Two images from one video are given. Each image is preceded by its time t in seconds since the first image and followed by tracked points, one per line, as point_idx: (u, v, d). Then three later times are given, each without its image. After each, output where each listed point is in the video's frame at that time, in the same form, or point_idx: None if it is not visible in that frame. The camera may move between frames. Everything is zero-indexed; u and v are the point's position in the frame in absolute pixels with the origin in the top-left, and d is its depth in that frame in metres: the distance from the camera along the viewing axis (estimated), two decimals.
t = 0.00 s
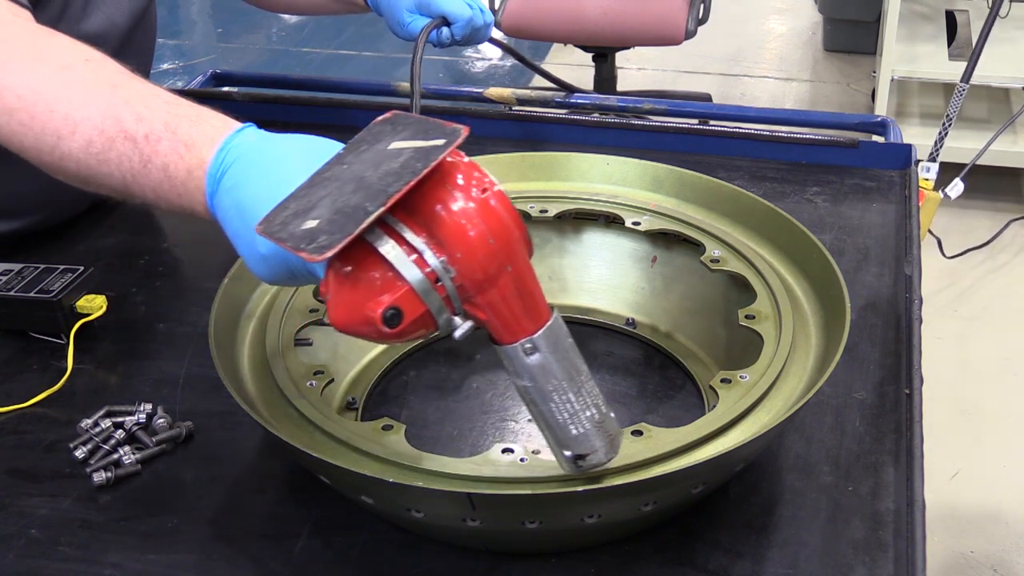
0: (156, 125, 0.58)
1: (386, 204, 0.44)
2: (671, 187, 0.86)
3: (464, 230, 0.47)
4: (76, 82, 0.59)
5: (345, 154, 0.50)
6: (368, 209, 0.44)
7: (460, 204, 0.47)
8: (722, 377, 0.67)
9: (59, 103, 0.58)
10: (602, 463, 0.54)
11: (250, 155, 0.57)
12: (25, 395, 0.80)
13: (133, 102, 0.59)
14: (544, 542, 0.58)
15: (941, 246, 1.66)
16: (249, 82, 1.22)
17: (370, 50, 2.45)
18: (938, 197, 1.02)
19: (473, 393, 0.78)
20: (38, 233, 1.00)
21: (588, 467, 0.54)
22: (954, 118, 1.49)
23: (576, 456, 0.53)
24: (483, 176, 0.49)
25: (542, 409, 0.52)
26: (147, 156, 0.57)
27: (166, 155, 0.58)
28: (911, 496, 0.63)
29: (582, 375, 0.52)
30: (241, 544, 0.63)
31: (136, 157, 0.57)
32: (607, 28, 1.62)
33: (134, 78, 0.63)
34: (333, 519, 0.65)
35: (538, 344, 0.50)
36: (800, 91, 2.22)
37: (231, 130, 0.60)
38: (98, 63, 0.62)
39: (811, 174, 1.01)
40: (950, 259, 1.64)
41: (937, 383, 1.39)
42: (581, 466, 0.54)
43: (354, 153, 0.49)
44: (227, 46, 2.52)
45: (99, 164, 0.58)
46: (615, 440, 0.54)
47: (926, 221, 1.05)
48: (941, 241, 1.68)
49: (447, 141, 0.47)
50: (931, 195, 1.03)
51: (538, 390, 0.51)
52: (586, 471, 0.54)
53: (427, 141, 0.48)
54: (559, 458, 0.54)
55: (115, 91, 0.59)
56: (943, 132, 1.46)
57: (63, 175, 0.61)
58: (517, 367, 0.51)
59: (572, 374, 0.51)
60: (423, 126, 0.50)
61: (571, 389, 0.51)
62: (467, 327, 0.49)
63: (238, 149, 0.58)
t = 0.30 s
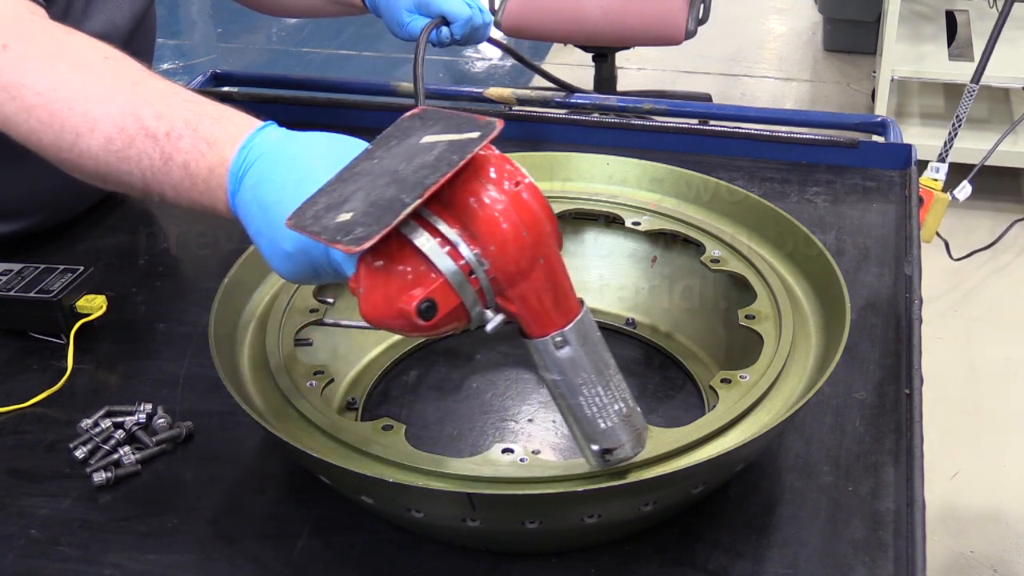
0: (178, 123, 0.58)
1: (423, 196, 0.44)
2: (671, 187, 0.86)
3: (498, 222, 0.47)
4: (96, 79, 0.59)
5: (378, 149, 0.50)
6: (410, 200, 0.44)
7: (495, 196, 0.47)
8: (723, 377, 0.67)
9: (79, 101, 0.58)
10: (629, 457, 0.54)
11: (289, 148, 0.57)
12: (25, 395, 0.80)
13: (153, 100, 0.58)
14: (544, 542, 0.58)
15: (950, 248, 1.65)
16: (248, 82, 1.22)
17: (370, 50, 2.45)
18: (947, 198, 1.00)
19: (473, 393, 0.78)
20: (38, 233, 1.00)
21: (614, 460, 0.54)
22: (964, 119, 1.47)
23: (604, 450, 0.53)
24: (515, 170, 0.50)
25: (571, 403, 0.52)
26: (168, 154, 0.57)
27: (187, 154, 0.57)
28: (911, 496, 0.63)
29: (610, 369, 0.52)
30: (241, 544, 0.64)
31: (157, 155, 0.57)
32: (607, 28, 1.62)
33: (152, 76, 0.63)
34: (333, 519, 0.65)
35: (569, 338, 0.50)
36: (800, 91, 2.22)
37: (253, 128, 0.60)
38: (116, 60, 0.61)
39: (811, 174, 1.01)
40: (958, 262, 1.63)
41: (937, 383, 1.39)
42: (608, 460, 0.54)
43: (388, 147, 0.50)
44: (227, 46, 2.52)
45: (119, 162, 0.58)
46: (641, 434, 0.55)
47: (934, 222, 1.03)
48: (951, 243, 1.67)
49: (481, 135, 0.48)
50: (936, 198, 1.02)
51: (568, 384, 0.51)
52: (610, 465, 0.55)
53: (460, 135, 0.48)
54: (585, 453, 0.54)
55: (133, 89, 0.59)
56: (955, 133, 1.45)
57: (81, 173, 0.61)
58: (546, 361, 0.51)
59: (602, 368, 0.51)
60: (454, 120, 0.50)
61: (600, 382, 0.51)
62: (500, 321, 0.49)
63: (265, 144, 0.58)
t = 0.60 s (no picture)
0: (200, 122, 0.57)
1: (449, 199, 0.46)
2: (671, 187, 0.86)
3: (513, 228, 0.48)
4: (116, 76, 0.57)
5: (404, 146, 0.51)
6: (432, 199, 0.46)
7: (518, 199, 0.48)
8: (723, 377, 0.67)
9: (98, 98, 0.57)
10: (653, 454, 0.55)
11: (309, 145, 0.59)
12: (25, 395, 0.80)
13: (174, 98, 0.58)
14: (544, 542, 0.58)
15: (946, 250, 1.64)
16: (248, 82, 1.22)
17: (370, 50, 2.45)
18: (948, 204, 1.01)
19: (473, 393, 0.78)
20: (38, 233, 1.00)
21: (641, 457, 0.55)
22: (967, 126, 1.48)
23: (629, 447, 0.54)
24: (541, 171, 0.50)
25: (598, 401, 0.52)
26: (192, 153, 0.56)
27: (210, 152, 0.57)
28: (911, 496, 0.63)
29: (636, 368, 0.53)
30: (241, 544, 0.64)
31: (179, 155, 0.56)
32: (607, 28, 1.61)
33: (170, 72, 0.62)
34: (333, 519, 0.65)
35: (595, 337, 0.51)
36: (800, 91, 2.22)
37: (274, 128, 0.60)
38: (134, 55, 0.60)
39: (811, 174, 1.01)
40: (956, 264, 1.63)
41: (937, 383, 1.39)
42: (633, 457, 0.54)
43: (414, 145, 0.51)
44: (227, 46, 2.53)
45: (140, 161, 0.57)
46: (666, 431, 0.55)
47: (934, 227, 1.04)
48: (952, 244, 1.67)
49: (509, 138, 0.49)
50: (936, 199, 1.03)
51: (595, 382, 0.52)
52: (636, 462, 0.55)
53: (487, 137, 0.49)
54: (612, 450, 0.55)
55: (155, 86, 0.58)
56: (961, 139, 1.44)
57: (96, 169, 0.60)
58: (573, 360, 0.52)
59: (628, 366, 0.52)
60: (482, 121, 0.51)
61: (626, 380, 0.52)
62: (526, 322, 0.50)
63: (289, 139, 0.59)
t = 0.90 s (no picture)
0: (228, 116, 0.60)
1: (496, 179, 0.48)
2: (671, 187, 0.86)
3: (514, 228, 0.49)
4: (143, 72, 0.61)
5: (445, 136, 0.54)
6: (431, 198, 0.49)
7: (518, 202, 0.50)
8: (723, 377, 0.67)
9: (128, 94, 0.60)
10: (684, 438, 0.57)
11: (332, 138, 0.61)
12: (25, 395, 0.80)
13: (202, 93, 0.61)
14: (544, 542, 0.58)
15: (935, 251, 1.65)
16: (248, 82, 1.22)
17: (370, 50, 2.45)
18: (935, 206, 1.01)
19: (473, 393, 0.78)
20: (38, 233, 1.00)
21: (673, 441, 0.57)
22: (954, 128, 1.47)
23: (662, 431, 0.56)
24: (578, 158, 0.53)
25: (633, 384, 0.55)
26: (219, 146, 0.59)
27: (238, 146, 0.60)
28: (911, 496, 0.63)
29: (670, 355, 0.56)
30: (241, 544, 0.64)
31: (208, 148, 0.59)
32: (607, 28, 1.62)
33: (194, 68, 0.65)
34: (333, 519, 0.65)
35: (632, 320, 0.54)
36: (800, 91, 2.22)
37: (303, 122, 0.63)
38: (159, 52, 0.63)
39: (811, 174, 1.01)
40: (942, 263, 1.63)
41: (937, 382, 1.39)
42: (665, 441, 0.57)
43: (455, 135, 0.54)
44: (227, 46, 2.53)
45: (167, 155, 0.60)
46: (697, 416, 0.57)
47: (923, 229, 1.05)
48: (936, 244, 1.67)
49: (553, 122, 0.51)
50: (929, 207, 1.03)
51: (631, 366, 0.54)
52: (668, 446, 0.57)
53: (531, 122, 0.52)
54: (644, 434, 0.57)
55: (182, 82, 0.61)
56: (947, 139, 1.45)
57: (124, 163, 0.63)
58: (610, 344, 0.54)
59: (660, 351, 0.55)
60: (522, 108, 0.54)
61: (660, 364, 0.55)
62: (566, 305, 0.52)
63: (317, 130, 0.62)
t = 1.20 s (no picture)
0: (242, 112, 0.60)
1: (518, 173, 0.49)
2: (671, 187, 0.86)
3: (513, 228, 0.50)
4: (157, 67, 0.60)
5: (464, 132, 0.56)
6: (432, 199, 0.51)
7: (519, 201, 0.50)
8: (722, 377, 0.67)
9: (140, 89, 0.60)
10: (700, 434, 0.58)
11: (342, 137, 0.61)
12: (25, 395, 0.80)
13: (216, 89, 0.60)
14: (543, 543, 0.58)
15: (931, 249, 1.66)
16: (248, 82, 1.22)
17: (370, 50, 2.45)
18: (929, 206, 1.01)
19: (473, 393, 0.77)
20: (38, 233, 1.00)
21: (688, 437, 0.58)
22: (952, 128, 1.48)
23: (678, 427, 0.57)
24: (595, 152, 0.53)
25: (650, 379, 0.55)
26: (232, 142, 0.59)
27: (252, 142, 0.60)
28: (911, 496, 0.63)
29: (686, 350, 0.56)
30: (241, 544, 0.64)
31: (221, 144, 0.59)
32: (607, 28, 1.62)
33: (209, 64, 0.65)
34: (333, 519, 0.65)
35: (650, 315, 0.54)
36: (801, 91, 2.22)
37: (318, 118, 0.62)
38: (173, 48, 0.63)
39: (811, 174, 1.01)
40: (937, 262, 1.63)
41: (937, 382, 1.39)
42: (682, 437, 0.57)
43: (474, 131, 0.55)
44: (227, 46, 2.53)
45: (180, 151, 0.60)
46: (713, 412, 0.58)
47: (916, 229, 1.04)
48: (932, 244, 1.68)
49: (575, 117, 0.52)
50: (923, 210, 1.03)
51: (648, 361, 0.55)
52: (684, 442, 0.58)
53: (550, 118, 0.53)
54: (660, 431, 0.57)
55: (196, 77, 0.60)
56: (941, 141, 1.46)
57: (136, 159, 0.63)
58: (628, 339, 0.54)
59: (678, 346, 0.55)
60: (540, 105, 0.56)
61: (677, 360, 0.55)
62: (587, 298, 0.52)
63: (330, 127, 0.62)
